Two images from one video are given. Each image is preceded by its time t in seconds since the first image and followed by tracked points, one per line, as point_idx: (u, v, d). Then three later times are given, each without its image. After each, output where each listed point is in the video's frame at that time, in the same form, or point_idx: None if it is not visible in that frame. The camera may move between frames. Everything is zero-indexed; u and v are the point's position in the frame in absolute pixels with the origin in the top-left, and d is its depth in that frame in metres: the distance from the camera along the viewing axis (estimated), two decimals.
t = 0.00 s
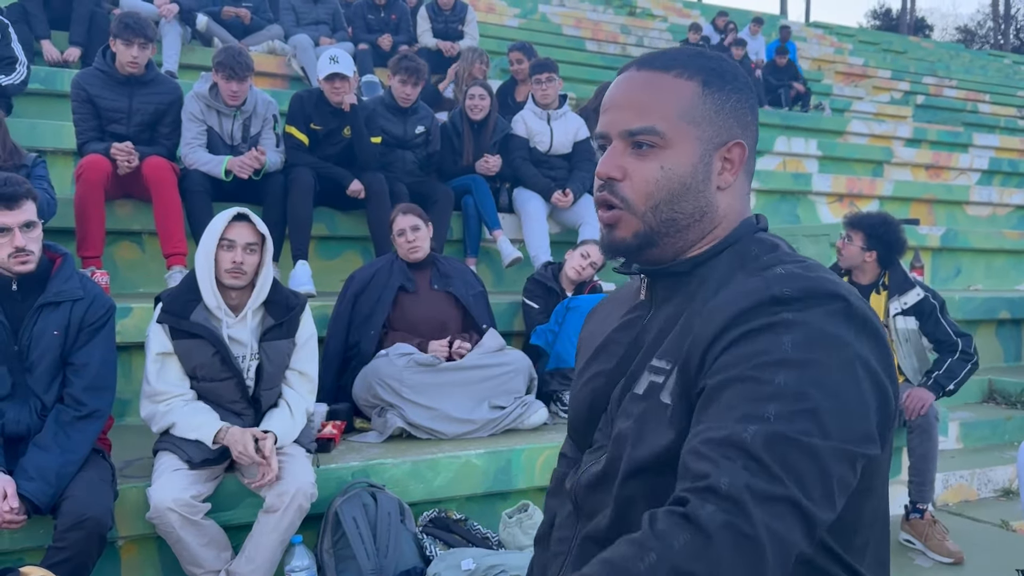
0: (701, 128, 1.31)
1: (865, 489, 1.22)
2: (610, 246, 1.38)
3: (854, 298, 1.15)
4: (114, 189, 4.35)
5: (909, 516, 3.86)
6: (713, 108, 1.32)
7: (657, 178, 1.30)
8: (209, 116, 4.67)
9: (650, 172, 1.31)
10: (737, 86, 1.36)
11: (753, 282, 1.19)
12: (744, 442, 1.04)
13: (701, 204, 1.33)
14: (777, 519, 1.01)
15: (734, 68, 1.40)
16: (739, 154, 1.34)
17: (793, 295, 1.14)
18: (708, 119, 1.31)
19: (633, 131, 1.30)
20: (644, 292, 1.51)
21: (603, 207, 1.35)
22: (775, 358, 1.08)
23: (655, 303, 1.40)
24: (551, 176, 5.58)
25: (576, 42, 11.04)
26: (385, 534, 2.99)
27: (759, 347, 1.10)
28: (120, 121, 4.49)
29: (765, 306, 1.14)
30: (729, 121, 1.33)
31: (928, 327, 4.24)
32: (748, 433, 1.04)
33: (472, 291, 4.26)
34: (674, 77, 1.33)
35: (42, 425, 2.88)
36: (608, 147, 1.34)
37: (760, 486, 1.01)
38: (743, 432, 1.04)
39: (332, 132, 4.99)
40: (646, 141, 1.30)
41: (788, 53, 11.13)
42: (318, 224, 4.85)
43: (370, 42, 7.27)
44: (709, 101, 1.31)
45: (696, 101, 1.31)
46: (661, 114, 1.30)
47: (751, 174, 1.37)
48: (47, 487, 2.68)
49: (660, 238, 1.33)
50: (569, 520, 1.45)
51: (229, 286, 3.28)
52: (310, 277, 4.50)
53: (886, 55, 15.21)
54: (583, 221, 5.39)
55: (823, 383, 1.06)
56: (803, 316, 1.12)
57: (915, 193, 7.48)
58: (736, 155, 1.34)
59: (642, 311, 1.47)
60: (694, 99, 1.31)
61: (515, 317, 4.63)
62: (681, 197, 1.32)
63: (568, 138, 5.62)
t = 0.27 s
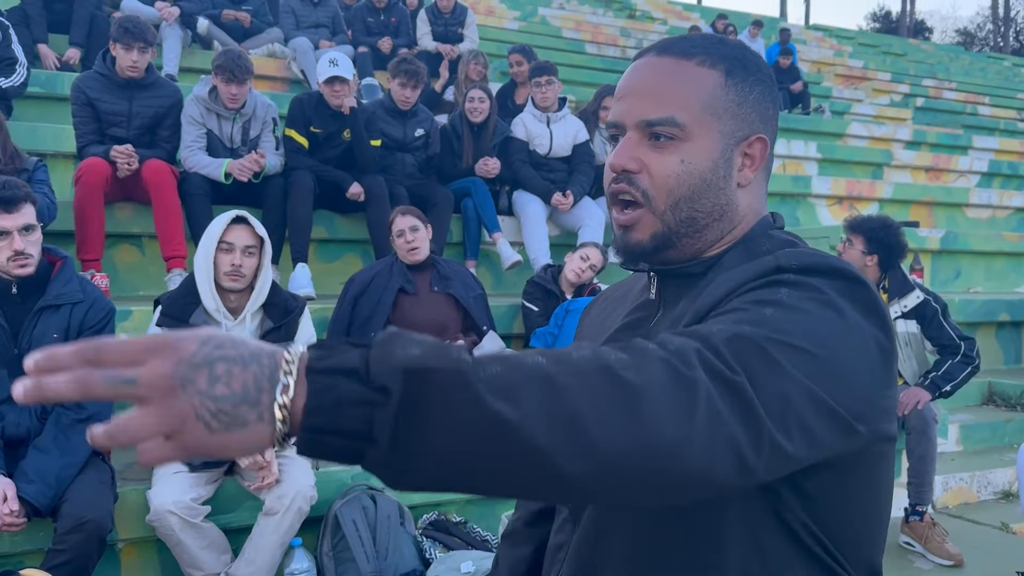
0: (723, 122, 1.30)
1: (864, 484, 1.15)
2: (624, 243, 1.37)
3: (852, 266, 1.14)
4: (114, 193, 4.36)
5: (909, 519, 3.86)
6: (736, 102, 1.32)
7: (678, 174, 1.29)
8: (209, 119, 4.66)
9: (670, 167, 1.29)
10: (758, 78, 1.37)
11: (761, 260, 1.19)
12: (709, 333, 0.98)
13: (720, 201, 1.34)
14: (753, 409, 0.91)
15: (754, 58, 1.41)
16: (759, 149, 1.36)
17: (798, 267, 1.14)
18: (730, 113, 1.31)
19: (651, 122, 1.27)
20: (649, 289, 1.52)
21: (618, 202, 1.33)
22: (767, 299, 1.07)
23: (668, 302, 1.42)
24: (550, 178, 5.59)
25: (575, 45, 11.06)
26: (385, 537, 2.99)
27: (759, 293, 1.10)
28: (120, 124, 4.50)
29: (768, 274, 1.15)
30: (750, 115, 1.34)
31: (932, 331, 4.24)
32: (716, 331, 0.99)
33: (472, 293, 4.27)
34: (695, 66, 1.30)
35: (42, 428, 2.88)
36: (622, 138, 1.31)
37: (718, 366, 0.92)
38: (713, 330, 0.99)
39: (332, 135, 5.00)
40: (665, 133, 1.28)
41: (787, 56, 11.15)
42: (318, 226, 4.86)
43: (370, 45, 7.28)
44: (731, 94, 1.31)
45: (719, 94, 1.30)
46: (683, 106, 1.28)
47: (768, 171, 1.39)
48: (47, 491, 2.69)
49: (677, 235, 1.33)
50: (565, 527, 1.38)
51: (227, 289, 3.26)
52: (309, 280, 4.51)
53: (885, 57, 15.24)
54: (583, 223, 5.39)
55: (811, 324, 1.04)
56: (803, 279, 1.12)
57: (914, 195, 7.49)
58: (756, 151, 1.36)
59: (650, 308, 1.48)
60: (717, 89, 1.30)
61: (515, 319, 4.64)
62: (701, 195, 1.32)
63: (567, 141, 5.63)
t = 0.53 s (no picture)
0: (730, 123, 1.30)
1: (861, 470, 1.15)
2: (627, 243, 1.33)
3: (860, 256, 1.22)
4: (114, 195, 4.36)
5: (907, 521, 3.86)
6: (744, 103, 1.32)
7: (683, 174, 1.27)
8: (208, 121, 4.67)
9: (677, 168, 1.27)
10: (765, 81, 1.37)
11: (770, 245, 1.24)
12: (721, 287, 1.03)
13: (727, 204, 1.32)
14: (762, 355, 0.94)
15: (763, 64, 1.41)
16: (767, 152, 1.35)
17: (805, 253, 1.20)
18: (738, 114, 1.31)
19: (658, 123, 1.27)
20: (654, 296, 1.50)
21: (622, 203, 1.30)
22: (780, 273, 1.12)
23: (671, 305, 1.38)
24: (549, 180, 5.60)
25: (574, 48, 11.08)
26: (384, 539, 2.99)
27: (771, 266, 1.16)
28: (119, 126, 4.51)
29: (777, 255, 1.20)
30: (758, 117, 1.34)
31: (932, 334, 4.26)
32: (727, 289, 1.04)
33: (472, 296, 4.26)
34: (703, 70, 1.31)
35: (42, 430, 2.89)
36: (630, 139, 1.30)
37: (729, 310, 0.96)
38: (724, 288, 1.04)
39: (331, 137, 5.00)
40: (672, 134, 1.27)
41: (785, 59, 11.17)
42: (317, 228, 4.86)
43: (369, 47, 7.29)
44: (739, 95, 1.31)
45: (727, 95, 1.30)
46: (689, 107, 1.28)
47: (775, 174, 1.38)
48: (47, 492, 2.69)
49: (683, 237, 1.30)
50: (563, 518, 1.38)
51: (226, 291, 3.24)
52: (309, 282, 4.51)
53: (884, 60, 15.25)
54: (582, 225, 5.41)
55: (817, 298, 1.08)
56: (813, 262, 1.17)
57: (913, 198, 7.50)
58: (764, 154, 1.35)
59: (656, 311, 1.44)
60: (725, 92, 1.30)
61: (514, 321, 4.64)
62: (707, 197, 1.30)
63: (566, 143, 5.63)
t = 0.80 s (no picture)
0: (737, 136, 1.34)
1: (857, 454, 1.20)
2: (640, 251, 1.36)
3: (858, 254, 1.24)
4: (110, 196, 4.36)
5: (903, 522, 3.87)
6: (749, 117, 1.35)
7: (695, 185, 1.31)
8: (205, 123, 4.65)
9: (688, 179, 1.31)
10: (769, 96, 1.41)
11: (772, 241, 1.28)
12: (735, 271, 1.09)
13: (735, 212, 1.35)
14: (772, 333, 0.98)
15: (766, 80, 1.45)
16: (769, 163, 1.39)
17: (806, 248, 1.22)
18: (744, 128, 1.35)
19: (670, 137, 1.31)
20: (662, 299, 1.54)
21: (635, 211, 1.34)
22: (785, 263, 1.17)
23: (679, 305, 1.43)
24: (546, 182, 5.61)
25: (571, 50, 11.09)
26: (380, 540, 2.99)
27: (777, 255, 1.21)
28: (116, 127, 4.51)
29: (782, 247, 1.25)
30: (763, 130, 1.37)
31: (929, 333, 4.27)
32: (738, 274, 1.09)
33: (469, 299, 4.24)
34: (710, 86, 1.35)
35: (38, 432, 2.88)
36: (642, 152, 1.34)
37: (741, 291, 1.01)
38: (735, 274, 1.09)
39: (328, 139, 4.97)
40: (684, 147, 1.31)
41: (781, 61, 11.20)
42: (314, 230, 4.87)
43: (366, 49, 7.30)
44: (745, 110, 1.35)
45: (733, 110, 1.34)
46: (700, 121, 1.32)
47: (778, 184, 1.42)
48: (43, 494, 2.69)
49: (692, 242, 1.34)
50: (575, 505, 1.44)
51: (222, 292, 3.22)
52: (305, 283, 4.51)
53: (880, 62, 15.27)
54: (577, 228, 5.45)
55: (820, 284, 1.12)
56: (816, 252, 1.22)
57: (908, 200, 7.52)
58: (767, 164, 1.39)
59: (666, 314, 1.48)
60: (731, 107, 1.34)
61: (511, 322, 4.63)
62: (715, 205, 1.34)
63: (563, 145, 5.63)
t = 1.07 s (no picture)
0: (743, 150, 1.34)
1: (852, 429, 1.23)
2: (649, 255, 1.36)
3: (854, 255, 1.27)
4: (103, 196, 4.35)
5: (896, 522, 3.88)
6: (752, 132, 1.36)
7: (703, 193, 1.32)
8: (197, 123, 4.65)
9: (696, 187, 1.32)
10: (769, 113, 1.42)
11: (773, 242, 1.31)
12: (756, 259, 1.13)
13: (737, 219, 1.36)
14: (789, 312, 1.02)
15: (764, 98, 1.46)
16: (767, 175, 1.39)
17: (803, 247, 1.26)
18: (749, 142, 1.35)
19: (681, 148, 1.32)
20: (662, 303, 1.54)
21: (644, 217, 1.35)
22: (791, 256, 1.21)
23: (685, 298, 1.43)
24: (540, 183, 5.61)
25: (566, 51, 11.10)
26: (373, 542, 2.99)
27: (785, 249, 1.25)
28: (108, 128, 4.49)
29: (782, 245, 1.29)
30: (764, 144, 1.38)
31: (920, 333, 4.28)
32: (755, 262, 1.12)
33: (461, 300, 4.26)
34: (716, 102, 1.36)
35: (29, 433, 2.87)
36: (652, 162, 1.35)
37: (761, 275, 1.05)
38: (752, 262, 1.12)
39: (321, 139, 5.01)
40: (693, 158, 1.31)
41: (775, 62, 11.22)
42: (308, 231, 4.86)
43: (360, 49, 7.29)
44: (749, 126, 1.36)
45: (739, 125, 1.35)
46: (708, 133, 1.32)
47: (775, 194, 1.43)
48: (34, 495, 2.67)
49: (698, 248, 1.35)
50: (592, 489, 1.44)
51: (214, 293, 3.28)
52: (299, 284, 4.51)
53: (874, 63, 15.31)
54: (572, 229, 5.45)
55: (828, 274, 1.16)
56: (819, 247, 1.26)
57: (902, 201, 7.54)
58: (765, 176, 1.39)
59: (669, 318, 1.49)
60: (737, 122, 1.34)
61: (505, 324, 4.63)
62: (721, 213, 1.34)
63: (557, 146, 5.62)
